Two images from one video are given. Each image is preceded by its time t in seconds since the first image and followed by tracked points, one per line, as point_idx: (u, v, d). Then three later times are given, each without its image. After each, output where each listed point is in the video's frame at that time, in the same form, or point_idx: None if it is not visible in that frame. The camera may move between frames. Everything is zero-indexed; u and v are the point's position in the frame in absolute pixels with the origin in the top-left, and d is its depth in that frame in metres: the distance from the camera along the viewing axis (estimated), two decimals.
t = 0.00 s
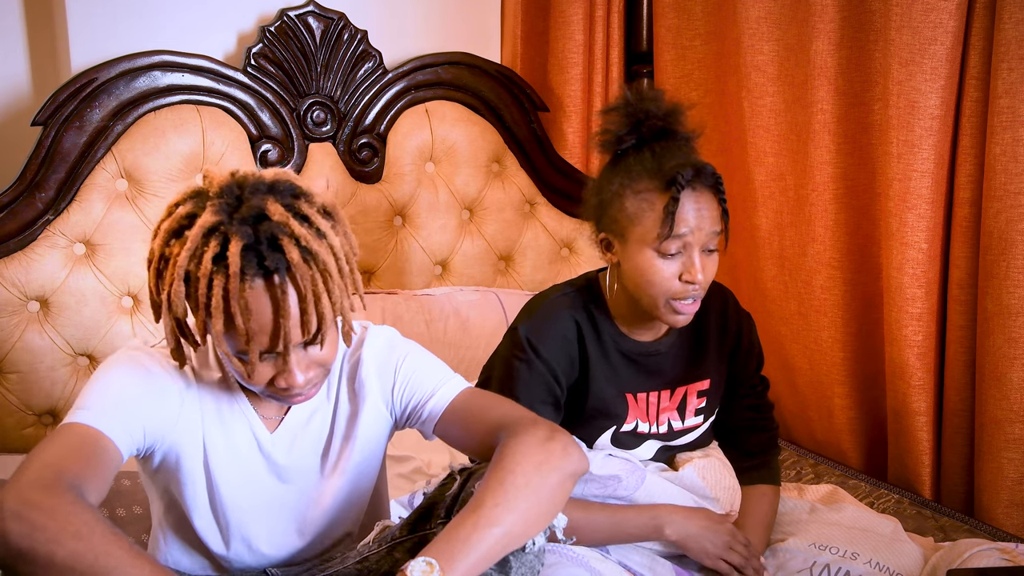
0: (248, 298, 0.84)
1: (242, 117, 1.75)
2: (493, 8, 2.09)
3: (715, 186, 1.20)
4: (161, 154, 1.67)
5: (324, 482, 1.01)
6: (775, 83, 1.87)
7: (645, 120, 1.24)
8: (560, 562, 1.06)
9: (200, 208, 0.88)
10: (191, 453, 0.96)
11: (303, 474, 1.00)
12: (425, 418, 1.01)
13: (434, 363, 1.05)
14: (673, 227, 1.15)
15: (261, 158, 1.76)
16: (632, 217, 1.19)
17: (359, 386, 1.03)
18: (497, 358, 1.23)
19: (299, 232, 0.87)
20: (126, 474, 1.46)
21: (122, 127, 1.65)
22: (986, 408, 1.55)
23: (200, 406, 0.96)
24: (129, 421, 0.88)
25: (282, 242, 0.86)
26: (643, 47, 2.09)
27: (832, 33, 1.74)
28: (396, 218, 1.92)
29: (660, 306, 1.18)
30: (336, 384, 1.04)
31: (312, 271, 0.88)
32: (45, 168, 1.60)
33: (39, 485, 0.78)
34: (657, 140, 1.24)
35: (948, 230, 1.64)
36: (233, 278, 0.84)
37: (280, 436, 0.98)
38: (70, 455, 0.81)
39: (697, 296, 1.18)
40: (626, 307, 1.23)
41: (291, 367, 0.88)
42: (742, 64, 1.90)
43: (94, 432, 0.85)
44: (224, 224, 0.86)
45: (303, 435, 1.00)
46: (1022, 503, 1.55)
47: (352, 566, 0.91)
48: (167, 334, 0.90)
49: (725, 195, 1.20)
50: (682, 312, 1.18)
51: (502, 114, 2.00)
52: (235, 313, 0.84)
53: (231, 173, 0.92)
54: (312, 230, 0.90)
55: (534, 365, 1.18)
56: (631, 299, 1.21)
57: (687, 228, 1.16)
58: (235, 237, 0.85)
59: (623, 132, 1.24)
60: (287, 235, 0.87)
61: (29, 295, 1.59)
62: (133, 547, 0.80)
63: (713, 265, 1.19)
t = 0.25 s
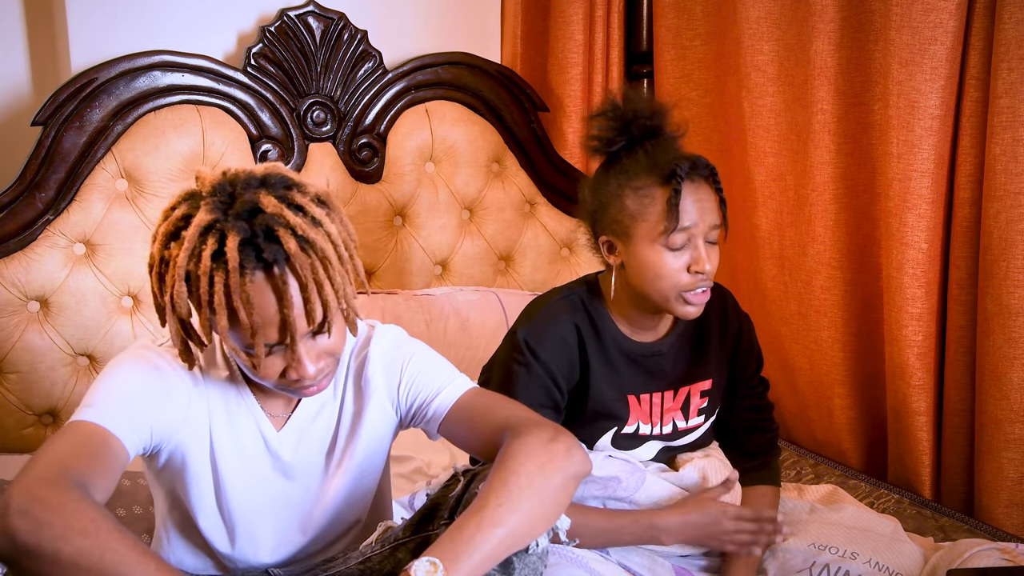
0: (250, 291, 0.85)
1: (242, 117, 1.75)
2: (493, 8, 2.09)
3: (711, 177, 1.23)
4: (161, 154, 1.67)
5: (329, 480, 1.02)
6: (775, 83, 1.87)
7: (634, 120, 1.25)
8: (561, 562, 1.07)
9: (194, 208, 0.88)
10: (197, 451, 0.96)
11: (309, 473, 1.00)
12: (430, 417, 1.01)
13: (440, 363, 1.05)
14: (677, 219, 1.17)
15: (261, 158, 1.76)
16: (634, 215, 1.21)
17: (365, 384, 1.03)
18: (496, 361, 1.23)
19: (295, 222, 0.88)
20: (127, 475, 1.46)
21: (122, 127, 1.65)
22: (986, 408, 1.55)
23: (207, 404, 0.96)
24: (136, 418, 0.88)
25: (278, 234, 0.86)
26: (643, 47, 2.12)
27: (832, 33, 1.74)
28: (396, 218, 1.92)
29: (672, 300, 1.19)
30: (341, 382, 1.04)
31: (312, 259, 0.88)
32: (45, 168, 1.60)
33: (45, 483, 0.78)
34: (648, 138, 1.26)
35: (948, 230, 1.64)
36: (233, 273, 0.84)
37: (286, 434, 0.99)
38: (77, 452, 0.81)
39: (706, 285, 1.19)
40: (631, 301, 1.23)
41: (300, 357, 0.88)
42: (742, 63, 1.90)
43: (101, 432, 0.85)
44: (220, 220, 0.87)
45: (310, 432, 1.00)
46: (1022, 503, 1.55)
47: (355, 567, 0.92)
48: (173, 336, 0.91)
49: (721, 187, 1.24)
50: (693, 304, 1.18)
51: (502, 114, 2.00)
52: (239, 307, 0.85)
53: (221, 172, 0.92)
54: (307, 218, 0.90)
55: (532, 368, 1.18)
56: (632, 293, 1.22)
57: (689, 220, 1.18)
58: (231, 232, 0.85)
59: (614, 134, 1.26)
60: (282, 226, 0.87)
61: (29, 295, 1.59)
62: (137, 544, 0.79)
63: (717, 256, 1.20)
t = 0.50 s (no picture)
0: (264, 295, 0.85)
1: (242, 117, 1.75)
2: (493, 8, 2.09)
3: (704, 170, 1.22)
4: (161, 154, 1.67)
5: (331, 480, 1.02)
6: (775, 83, 1.87)
7: (628, 117, 1.26)
8: (561, 562, 1.06)
9: (220, 203, 0.88)
10: (199, 450, 0.96)
11: (310, 472, 1.00)
12: (430, 418, 1.01)
13: (441, 364, 1.05)
14: (667, 212, 1.18)
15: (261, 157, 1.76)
16: (626, 208, 1.22)
17: (366, 386, 1.03)
18: (496, 357, 1.23)
19: (317, 231, 0.88)
20: (128, 475, 1.46)
21: (122, 127, 1.65)
22: (986, 408, 1.55)
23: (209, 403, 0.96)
24: (140, 416, 0.88)
25: (299, 241, 0.86)
26: (643, 47, 2.12)
27: (832, 33, 1.74)
28: (396, 218, 1.92)
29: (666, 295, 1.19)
30: (343, 383, 1.04)
31: (328, 270, 0.88)
32: (45, 168, 1.59)
33: (50, 479, 0.78)
34: (643, 135, 1.26)
35: (948, 230, 1.65)
36: (249, 275, 0.84)
37: (287, 434, 0.99)
38: (81, 450, 0.81)
39: (701, 278, 1.19)
40: (631, 297, 1.23)
41: (304, 364, 0.89)
42: (742, 63, 1.90)
43: (106, 428, 0.84)
44: (244, 220, 0.86)
45: (311, 432, 1.00)
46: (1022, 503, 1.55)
47: (357, 567, 0.92)
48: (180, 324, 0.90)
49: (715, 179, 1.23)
50: (688, 297, 1.19)
51: (501, 114, 2.00)
52: (251, 310, 0.85)
53: (249, 170, 0.92)
54: (329, 228, 0.90)
55: (533, 365, 1.18)
56: (632, 290, 1.22)
57: (681, 213, 1.18)
58: (253, 234, 0.85)
59: (610, 130, 1.27)
60: (304, 234, 0.87)
61: (29, 295, 1.59)
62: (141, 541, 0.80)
63: (712, 249, 1.21)
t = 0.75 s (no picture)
0: (280, 300, 0.84)
1: (242, 117, 1.75)
2: (493, 8, 2.09)
3: (702, 168, 1.23)
4: (161, 154, 1.67)
5: (323, 482, 1.01)
6: (775, 83, 1.87)
7: (624, 117, 1.27)
8: (561, 562, 1.07)
9: (261, 198, 0.89)
10: (191, 452, 0.95)
11: (302, 475, 1.00)
12: (423, 421, 1.02)
13: (433, 365, 1.06)
14: (663, 206, 1.18)
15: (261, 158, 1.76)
16: (623, 204, 1.22)
17: (357, 390, 1.03)
18: (497, 360, 1.23)
19: (347, 253, 0.88)
20: (126, 475, 1.46)
21: (122, 127, 1.65)
22: (986, 408, 1.55)
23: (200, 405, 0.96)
24: (129, 419, 0.88)
25: (327, 258, 0.86)
26: (643, 47, 2.14)
27: (832, 33, 1.74)
28: (396, 218, 1.92)
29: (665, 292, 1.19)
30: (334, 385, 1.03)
31: (347, 294, 0.88)
32: (45, 168, 1.60)
33: (41, 483, 0.78)
34: (639, 135, 1.26)
35: (948, 230, 1.64)
36: (271, 275, 0.83)
37: (278, 436, 0.98)
38: (71, 453, 0.81)
39: (698, 275, 1.19)
40: (631, 298, 1.23)
41: (290, 376, 0.88)
42: (742, 63, 1.90)
43: (95, 431, 0.84)
44: (279, 221, 0.86)
45: (302, 436, 1.00)
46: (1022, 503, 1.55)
47: (353, 567, 0.92)
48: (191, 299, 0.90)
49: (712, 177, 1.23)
50: (687, 295, 1.19)
51: (501, 114, 2.00)
52: (262, 311, 0.84)
53: (297, 175, 0.93)
54: (358, 255, 0.90)
55: (534, 368, 1.18)
56: (631, 291, 1.22)
57: (679, 209, 1.19)
58: (285, 238, 0.85)
59: (605, 134, 1.27)
60: (333, 252, 0.87)
61: (29, 295, 1.59)
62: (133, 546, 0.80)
63: (710, 247, 1.21)
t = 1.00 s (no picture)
0: (281, 291, 0.84)
1: (242, 117, 1.75)
2: (493, 8, 2.09)
3: (703, 168, 1.23)
4: (161, 154, 1.67)
5: (315, 482, 1.01)
6: (775, 83, 1.87)
7: (622, 119, 1.26)
8: (559, 562, 1.08)
9: (269, 189, 0.89)
10: (181, 453, 0.96)
11: (293, 475, 1.00)
12: (415, 418, 1.01)
13: (424, 363, 1.05)
14: (672, 209, 1.18)
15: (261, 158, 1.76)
16: (630, 207, 1.22)
17: (348, 389, 1.03)
18: (495, 363, 1.23)
19: (350, 251, 0.88)
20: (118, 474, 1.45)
21: (122, 127, 1.65)
22: (986, 408, 1.55)
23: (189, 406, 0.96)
24: (118, 422, 0.88)
25: (331, 254, 0.87)
26: (643, 47, 2.13)
27: (832, 33, 1.74)
28: (396, 218, 1.92)
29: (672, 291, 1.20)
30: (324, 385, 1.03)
31: (347, 291, 0.88)
32: (45, 168, 1.60)
33: (31, 490, 0.78)
34: (636, 137, 1.26)
35: (948, 230, 1.64)
36: (274, 266, 0.84)
37: (269, 437, 0.98)
38: (60, 459, 0.81)
39: (705, 275, 1.20)
40: (630, 293, 1.24)
41: (273, 370, 0.87)
42: (742, 63, 1.90)
43: (84, 435, 0.84)
44: (286, 214, 0.87)
45: (292, 435, 1.00)
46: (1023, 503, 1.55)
47: (349, 567, 0.92)
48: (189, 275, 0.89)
49: (713, 176, 1.23)
50: (693, 295, 1.20)
51: (501, 114, 2.00)
52: (261, 299, 0.84)
53: (305, 172, 0.94)
54: (359, 255, 0.90)
55: (532, 372, 1.18)
56: (631, 287, 1.23)
57: (685, 210, 1.19)
58: (291, 230, 0.86)
59: (602, 134, 1.26)
60: (337, 249, 0.87)
61: (29, 295, 1.59)
62: (124, 552, 0.80)
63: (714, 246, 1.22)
